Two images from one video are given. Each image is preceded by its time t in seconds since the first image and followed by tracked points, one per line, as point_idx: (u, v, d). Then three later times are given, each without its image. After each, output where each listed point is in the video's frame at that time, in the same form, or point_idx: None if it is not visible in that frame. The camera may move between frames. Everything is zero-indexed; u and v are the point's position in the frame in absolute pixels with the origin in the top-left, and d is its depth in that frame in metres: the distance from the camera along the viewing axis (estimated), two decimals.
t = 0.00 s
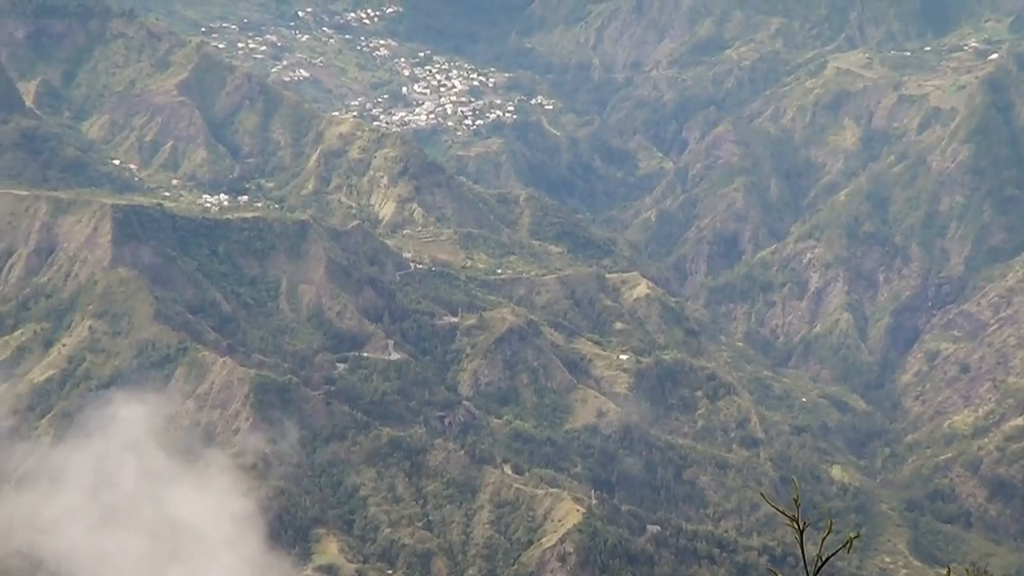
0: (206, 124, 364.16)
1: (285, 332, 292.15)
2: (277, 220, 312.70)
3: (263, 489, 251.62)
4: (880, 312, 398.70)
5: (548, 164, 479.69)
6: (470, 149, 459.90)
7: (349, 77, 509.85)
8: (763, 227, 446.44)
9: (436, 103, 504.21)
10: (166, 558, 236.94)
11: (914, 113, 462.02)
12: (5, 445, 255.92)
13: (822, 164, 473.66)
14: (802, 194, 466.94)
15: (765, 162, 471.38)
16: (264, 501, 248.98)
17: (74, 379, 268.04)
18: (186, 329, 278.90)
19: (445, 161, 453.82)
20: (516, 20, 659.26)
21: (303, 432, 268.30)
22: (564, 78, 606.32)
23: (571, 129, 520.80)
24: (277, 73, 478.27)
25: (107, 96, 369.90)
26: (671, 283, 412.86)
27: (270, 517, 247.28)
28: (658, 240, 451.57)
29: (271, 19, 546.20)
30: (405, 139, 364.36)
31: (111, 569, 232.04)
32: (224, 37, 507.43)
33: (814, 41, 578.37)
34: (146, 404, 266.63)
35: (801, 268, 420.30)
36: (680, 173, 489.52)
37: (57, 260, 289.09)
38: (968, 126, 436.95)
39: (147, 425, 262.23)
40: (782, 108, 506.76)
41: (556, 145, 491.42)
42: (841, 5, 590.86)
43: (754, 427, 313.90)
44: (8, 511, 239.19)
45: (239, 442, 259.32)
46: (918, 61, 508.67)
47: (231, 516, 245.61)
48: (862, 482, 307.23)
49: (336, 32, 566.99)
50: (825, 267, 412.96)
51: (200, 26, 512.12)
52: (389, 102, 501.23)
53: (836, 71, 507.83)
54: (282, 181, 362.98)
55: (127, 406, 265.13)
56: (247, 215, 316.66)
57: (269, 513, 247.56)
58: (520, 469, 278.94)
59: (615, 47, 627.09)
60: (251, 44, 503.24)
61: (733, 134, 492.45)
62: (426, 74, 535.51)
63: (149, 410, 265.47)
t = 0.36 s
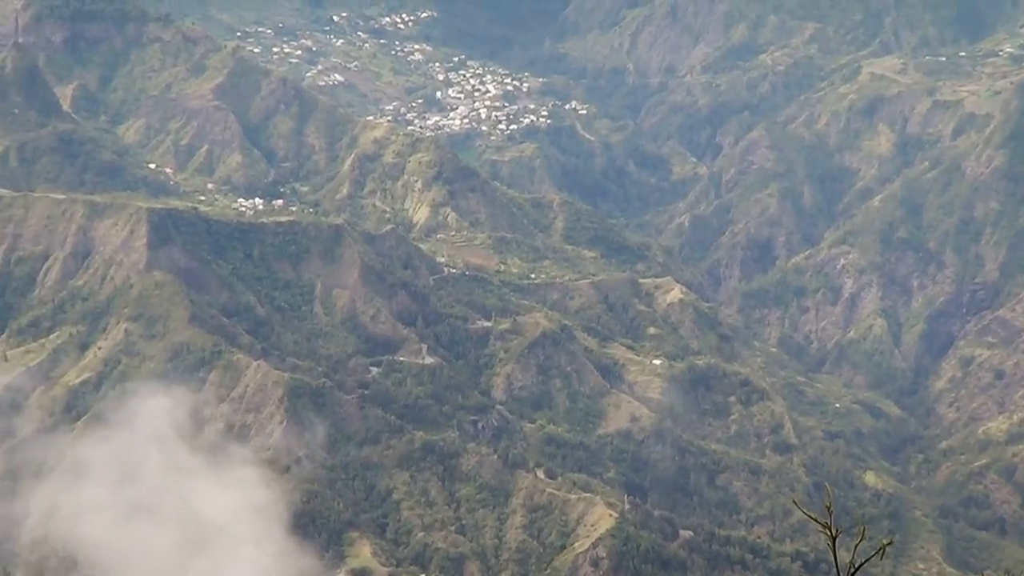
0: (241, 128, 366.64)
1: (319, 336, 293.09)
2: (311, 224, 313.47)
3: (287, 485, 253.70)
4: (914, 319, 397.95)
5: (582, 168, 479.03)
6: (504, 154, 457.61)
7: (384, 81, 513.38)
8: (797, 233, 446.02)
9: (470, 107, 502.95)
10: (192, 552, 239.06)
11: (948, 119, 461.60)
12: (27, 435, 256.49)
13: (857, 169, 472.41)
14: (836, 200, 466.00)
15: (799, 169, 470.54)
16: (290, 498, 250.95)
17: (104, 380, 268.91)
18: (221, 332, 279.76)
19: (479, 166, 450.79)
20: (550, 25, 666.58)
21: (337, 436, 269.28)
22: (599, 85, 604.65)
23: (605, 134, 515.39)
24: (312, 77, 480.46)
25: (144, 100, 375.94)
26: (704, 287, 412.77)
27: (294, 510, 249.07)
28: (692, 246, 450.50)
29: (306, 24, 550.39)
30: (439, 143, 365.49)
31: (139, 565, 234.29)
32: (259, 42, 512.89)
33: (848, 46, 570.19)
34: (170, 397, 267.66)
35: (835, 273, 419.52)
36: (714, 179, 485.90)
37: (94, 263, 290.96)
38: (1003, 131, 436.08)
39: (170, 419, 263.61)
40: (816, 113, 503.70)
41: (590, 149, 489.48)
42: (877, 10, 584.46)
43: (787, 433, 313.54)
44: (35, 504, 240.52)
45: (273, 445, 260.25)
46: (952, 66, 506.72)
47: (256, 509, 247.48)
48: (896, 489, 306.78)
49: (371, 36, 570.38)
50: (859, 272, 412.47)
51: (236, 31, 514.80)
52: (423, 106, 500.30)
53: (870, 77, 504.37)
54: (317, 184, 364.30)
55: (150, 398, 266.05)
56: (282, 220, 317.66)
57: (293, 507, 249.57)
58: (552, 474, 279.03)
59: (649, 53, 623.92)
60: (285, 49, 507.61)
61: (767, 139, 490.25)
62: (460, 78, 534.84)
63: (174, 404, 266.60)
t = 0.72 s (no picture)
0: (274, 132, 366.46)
1: (351, 340, 293.91)
2: (343, 228, 313.90)
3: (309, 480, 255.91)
4: (947, 324, 396.70)
5: (614, 173, 478.43)
6: (537, 159, 457.72)
7: (415, 86, 509.93)
8: (830, 238, 445.22)
9: (502, 111, 499.30)
10: (215, 542, 241.30)
11: (983, 123, 460.27)
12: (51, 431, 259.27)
13: (889, 174, 471.74)
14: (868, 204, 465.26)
15: (832, 172, 470.55)
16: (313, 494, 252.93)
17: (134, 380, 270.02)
18: (254, 335, 280.47)
19: (511, 170, 451.16)
20: (583, 28, 664.68)
21: (368, 439, 270.26)
22: (632, 88, 601.81)
23: (637, 138, 515.93)
24: (344, 82, 479.94)
25: (178, 103, 378.63)
26: (737, 292, 411.51)
27: (317, 503, 251.01)
28: (724, 249, 451.24)
29: (339, 28, 549.55)
30: (471, 148, 366.82)
31: (163, 554, 236.48)
32: (293, 46, 512.05)
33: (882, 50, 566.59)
34: (193, 389, 268.58)
35: (867, 277, 418.39)
36: (745, 183, 489.68)
37: (128, 266, 292.36)
38: None
39: (192, 412, 265.26)
40: (849, 118, 501.37)
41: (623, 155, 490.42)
42: (909, 16, 582.83)
43: (819, 438, 312.80)
44: (60, 494, 242.95)
45: (307, 446, 261.98)
46: (986, 71, 504.89)
47: (277, 503, 250.16)
48: (928, 494, 306.13)
49: (403, 40, 563.14)
50: (891, 277, 411.66)
51: (269, 36, 515.40)
52: (456, 111, 499.15)
53: (902, 81, 502.30)
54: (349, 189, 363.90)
55: (173, 391, 267.64)
56: (315, 223, 317.87)
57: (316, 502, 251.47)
58: (583, 477, 278.67)
59: (682, 57, 617.86)
60: (319, 53, 505.88)
61: (799, 143, 490.04)
62: (493, 82, 528.89)
63: (197, 397, 267.41)
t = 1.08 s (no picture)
0: (303, 135, 369.64)
1: (381, 343, 294.41)
2: (373, 231, 314.35)
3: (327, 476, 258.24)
4: (975, 329, 395.88)
5: (642, 177, 476.73)
6: (565, 163, 457.68)
7: (445, 89, 508.42)
8: (859, 242, 445.43)
9: (532, 115, 498.87)
10: (236, 534, 243.37)
11: (1013, 129, 460.63)
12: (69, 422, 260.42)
13: (919, 178, 470.80)
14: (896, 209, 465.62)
15: (860, 177, 470.90)
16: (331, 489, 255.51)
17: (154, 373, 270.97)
18: (283, 338, 280.89)
19: (540, 173, 452.92)
20: (613, 31, 660.33)
21: (397, 443, 270.09)
22: (660, 93, 599.20)
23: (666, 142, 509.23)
24: (373, 86, 480.70)
25: (208, 106, 380.41)
26: (765, 295, 411.52)
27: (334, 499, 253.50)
28: (752, 254, 452.05)
29: (367, 32, 550.09)
30: (501, 151, 368.34)
31: (184, 547, 238.77)
32: (322, 50, 511.72)
33: (911, 54, 566.10)
34: (213, 380, 269.36)
35: (896, 281, 418.46)
36: (773, 187, 488.18)
37: (158, 269, 293.07)
38: None
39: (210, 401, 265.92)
40: (878, 122, 499.66)
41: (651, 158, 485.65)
42: (938, 20, 580.10)
43: (847, 442, 312.26)
44: (79, 490, 245.37)
45: (334, 451, 262.07)
46: (1017, 75, 502.88)
47: (294, 495, 251.96)
48: (957, 499, 305.82)
49: (433, 45, 563.69)
50: (920, 282, 411.21)
51: (298, 39, 514.03)
52: (485, 114, 498.47)
53: (932, 86, 499.76)
54: (378, 193, 364.36)
55: (190, 383, 268.46)
56: (344, 226, 318.30)
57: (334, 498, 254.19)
58: (613, 481, 277.99)
59: (711, 61, 617.23)
60: (348, 56, 507.52)
61: (830, 148, 487.40)
62: (522, 87, 527.13)
63: (216, 387, 268.07)
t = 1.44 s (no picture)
0: (330, 139, 371.03)
1: (406, 346, 294.72)
2: (399, 234, 314.41)
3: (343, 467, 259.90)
4: (1001, 333, 395.06)
5: (669, 180, 476.72)
6: (591, 166, 456.21)
7: (471, 92, 506.73)
8: (884, 246, 445.86)
9: (558, 118, 497.60)
10: (252, 526, 245.49)
11: None
12: (86, 415, 261.76)
13: (945, 180, 469.35)
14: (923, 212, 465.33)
15: (887, 180, 470.52)
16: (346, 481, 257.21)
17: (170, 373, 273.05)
18: (309, 341, 281.22)
19: (566, 176, 450.81)
20: (637, 33, 657.22)
21: (422, 445, 270.23)
22: (686, 96, 597.11)
23: (691, 144, 508.38)
24: (400, 89, 481.64)
25: (234, 110, 382.12)
26: (791, 299, 411.23)
27: (349, 492, 255.11)
28: (778, 257, 449.62)
29: (394, 35, 550.26)
30: (526, 154, 369.57)
31: (202, 542, 241.31)
32: (349, 53, 512.62)
33: (939, 59, 560.91)
34: (229, 373, 270.62)
35: (921, 285, 418.70)
36: (801, 189, 484.81)
37: (184, 271, 292.96)
38: None
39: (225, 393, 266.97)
40: (904, 125, 496.58)
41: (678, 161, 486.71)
42: (965, 24, 577.46)
43: (873, 446, 311.47)
44: (96, 486, 248.12)
45: (359, 453, 262.46)
46: None
47: (309, 488, 253.78)
48: (982, 503, 305.39)
49: (459, 48, 563.62)
50: (946, 285, 410.84)
51: (325, 42, 514.50)
52: (511, 118, 496.79)
53: (959, 89, 494.89)
54: (404, 196, 366.18)
55: (206, 375, 269.52)
56: (370, 229, 318.54)
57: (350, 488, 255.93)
58: (637, 485, 278.95)
59: (737, 64, 611.78)
60: (375, 59, 508.53)
61: (856, 151, 485.85)
62: (548, 89, 526.67)
63: (232, 381, 269.41)
